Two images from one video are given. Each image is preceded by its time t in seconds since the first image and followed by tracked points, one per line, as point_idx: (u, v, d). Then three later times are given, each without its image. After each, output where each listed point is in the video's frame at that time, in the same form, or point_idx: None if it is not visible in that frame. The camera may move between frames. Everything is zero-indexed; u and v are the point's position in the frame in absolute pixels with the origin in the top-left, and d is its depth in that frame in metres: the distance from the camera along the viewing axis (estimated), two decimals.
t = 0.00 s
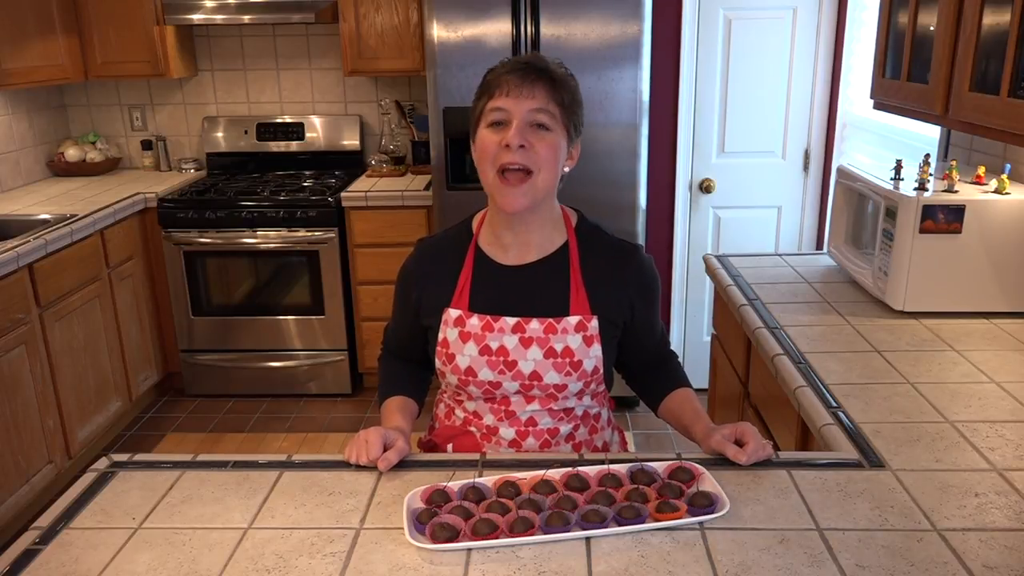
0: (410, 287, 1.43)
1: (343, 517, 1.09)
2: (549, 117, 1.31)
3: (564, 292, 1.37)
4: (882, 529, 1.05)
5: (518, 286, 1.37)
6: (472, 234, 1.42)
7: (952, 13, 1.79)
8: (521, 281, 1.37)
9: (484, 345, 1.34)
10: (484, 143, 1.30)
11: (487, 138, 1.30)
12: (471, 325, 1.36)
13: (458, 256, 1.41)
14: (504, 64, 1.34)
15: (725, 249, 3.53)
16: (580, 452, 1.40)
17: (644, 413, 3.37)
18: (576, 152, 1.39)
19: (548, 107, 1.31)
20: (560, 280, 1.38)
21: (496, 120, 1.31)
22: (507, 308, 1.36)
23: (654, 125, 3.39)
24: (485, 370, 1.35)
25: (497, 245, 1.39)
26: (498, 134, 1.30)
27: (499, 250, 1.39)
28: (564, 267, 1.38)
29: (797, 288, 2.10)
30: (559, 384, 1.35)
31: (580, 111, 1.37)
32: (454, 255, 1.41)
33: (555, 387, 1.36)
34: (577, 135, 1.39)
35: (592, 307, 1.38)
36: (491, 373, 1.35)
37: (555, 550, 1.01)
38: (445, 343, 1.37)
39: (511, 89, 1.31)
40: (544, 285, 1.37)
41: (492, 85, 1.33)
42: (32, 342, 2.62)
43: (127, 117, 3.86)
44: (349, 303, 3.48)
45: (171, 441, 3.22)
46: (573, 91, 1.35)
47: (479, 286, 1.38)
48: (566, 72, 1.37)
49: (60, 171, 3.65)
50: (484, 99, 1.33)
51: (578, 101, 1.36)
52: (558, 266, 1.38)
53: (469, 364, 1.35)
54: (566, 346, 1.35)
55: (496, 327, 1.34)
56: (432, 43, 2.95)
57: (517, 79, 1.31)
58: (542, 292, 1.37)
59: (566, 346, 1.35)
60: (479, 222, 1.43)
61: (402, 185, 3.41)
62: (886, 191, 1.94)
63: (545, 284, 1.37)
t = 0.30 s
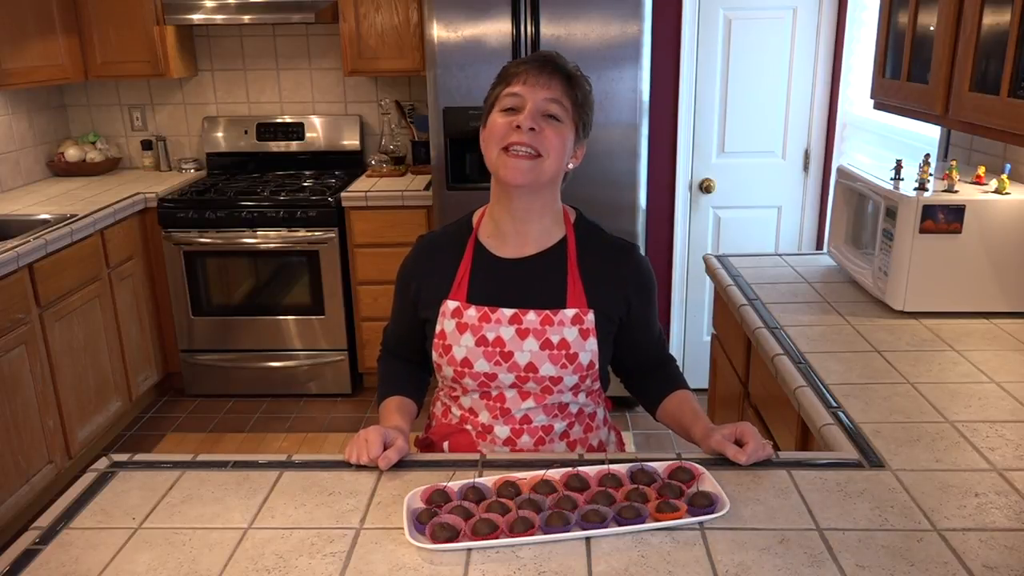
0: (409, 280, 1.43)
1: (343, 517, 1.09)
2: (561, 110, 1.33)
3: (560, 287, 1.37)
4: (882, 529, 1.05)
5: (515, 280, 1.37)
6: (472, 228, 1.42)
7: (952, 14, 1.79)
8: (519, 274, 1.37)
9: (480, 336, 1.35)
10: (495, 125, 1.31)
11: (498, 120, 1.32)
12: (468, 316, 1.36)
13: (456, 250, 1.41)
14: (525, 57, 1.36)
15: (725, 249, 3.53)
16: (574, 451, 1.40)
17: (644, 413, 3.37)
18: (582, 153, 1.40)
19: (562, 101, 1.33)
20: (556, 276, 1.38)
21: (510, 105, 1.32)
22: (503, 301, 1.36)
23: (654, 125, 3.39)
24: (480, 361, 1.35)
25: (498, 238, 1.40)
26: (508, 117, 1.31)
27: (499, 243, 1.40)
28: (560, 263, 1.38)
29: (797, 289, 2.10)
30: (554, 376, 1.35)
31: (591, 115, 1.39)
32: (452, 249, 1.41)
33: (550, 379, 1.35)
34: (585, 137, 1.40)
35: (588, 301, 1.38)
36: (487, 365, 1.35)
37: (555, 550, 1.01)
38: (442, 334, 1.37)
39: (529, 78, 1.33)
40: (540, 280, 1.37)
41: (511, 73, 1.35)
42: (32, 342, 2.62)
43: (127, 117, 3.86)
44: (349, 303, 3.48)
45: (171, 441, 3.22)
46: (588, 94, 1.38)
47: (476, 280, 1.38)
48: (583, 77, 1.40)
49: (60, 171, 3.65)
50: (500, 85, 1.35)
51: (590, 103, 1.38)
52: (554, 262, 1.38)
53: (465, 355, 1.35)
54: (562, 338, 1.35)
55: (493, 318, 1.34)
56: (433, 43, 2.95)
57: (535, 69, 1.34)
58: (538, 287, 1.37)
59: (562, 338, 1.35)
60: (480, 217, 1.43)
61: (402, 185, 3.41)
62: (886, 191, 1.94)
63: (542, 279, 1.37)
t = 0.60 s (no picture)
0: (409, 279, 1.43)
1: (343, 517, 1.09)
2: (545, 119, 1.31)
3: (559, 285, 1.37)
4: (882, 529, 1.05)
5: (514, 279, 1.37)
6: (472, 227, 1.42)
7: (952, 13, 1.79)
8: (519, 272, 1.37)
9: (480, 334, 1.35)
10: (479, 141, 1.32)
11: (483, 135, 1.32)
12: (467, 314, 1.36)
13: (456, 249, 1.41)
14: (512, 63, 1.34)
15: (725, 249, 3.53)
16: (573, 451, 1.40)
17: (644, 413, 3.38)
18: (579, 153, 1.37)
19: (545, 111, 1.31)
20: (555, 274, 1.38)
21: (495, 118, 1.32)
22: (502, 299, 1.36)
23: (654, 125, 3.39)
24: (480, 358, 1.35)
25: (498, 240, 1.39)
26: (492, 133, 1.31)
27: (496, 243, 1.39)
28: (559, 262, 1.38)
29: (797, 288, 2.10)
30: (553, 374, 1.35)
31: (585, 115, 1.36)
32: (452, 247, 1.42)
33: (549, 377, 1.35)
34: (582, 137, 1.38)
35: (587, 299, 1.38)
36: (486, 362, 1.35)
37: (555, 550, 1.02)
38: (441, 332, 1.37)
39: (512, 88, 1.31)
40: (540, 279, 1.37)
41: (498, 81, 1.33)
42: (32, 342, 2.62)
43: (127, 117, 3.86)
44: (349, 303, 3.48)
45: (171, 441, 3.22)
46: (578, 95, 1.34)
47: (476, 278, 1.38)
48: (577, 73, 1.35)
49: (59, 171, 3.65)
50: (488, 95, 1.34)
51: (582, 104, 1.35)
52: (554, 261, 1.38)
53: (465, 353, 1.35)
54: (560, 336, 1.35)
55: (493, 316, 1.35)
56: (432, 43, 2.95)
57: (518, 79, 1.31)
58: (537, 286, 1.37)
59: (561, 336, 1.35)
60: (479, 216, 1.43)
61: (402, 185, 3.41)
62: (886, 191, 1.94)
63: (541, 277, 1.37)
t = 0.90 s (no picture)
0: (409, 279, 1.43)
1: (343, 517, 1.09)
2: (561, 135, 1.30)
3: (560, 287, 1.37)
4: (882, 529, 1.05)
5: (515, 281, 1.37)
6: (472, 228, 1.42)
7: (952, 13, 1.79)
8: (519, 274, 1.37)
9: (479, 336, 1.35)
10: (492, 159, 1.31)
11: (496, 153, 1.30)
12: (467, 316, 1.36)
13: (456, 251, 1.41)
14: (519, 73, 1.28)
15: (725, 249, 3.53)
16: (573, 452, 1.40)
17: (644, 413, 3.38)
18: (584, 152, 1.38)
19: (560, 128, 1.29)
20: (555, 276, 1.38)
21: (508, 136, 1.29)
22: (502, 301, 1.36)
23: (654, 125, 3.39)
24: (479, 361, 1.35)
25: (499, 240, 1.40)
26: (508, 152, 1.29)
27: (500, 247, 1.39)
28: (560, 264, 1.38)
29: (797, 289, 2.10)
30: (553, 377, 1.35)
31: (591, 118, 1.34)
32: (452, 249, 1.41)
33: (549, 380, 1.35)
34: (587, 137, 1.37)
35: (588, 302, 1.38)
36: (486, 365, 1.35)
37: (555, 550, 1.02)
38: (441, 334, 1.37)
39: (526, 106, 1.27)
40: (540, 281, 1.37)
41: (506, 94, 1.28)
42: (32, 342, 2.62)
43: (127, 118, 3.86)
44: (349, 303, 3.48)
45: (171, 441, 3.22)
46: (586, 102, 1.32)
47: (476, 280, 1.38)
48: (581, 77, 1.32)
49: (59, 171, 3.65)
50: (496, 108, 1.29)
51: (589, 110, 1.33)
52: (554, 263, 1.38)
53: (464, 355, 1.35)
54: (561, 339, 1.35)
55: (493, 319, 1.34)
56: (432, 43, 2.95)
57: (530, 96, 1.27)
58: (537, 288, 1.37)
59: (561, 339, 1.35)
60: (481, 218, 1.43)
61: (402, 185, 3.41)
62: (886, 191, 1.94)
63: (541, 279, 1.37)
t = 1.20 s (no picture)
0: (410, 280, 1.43)
1: (343, 517, 1.09)
2: (557, 137, 1.29)
3: (560, 289, 1.37)
4: (882, 529, 1.05)
5: (515, 284, 1.37)
6: (472, 230, 1.42)
7: (952, 13, 1.79)
8: (519, 276, 1.37)
9: (480, 339, 1.35)
10: (489, 161, 1.31)
11: (492, 156, 1.30)
12: (467, 319, 1.36)
13: (457, 252, 1.41)
14: (515, 75, 1.28)
15: (725, 249, 3.53)
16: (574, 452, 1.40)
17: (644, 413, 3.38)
18: (583, 154, 1.37)
19: (557, 130, 1.29)
20: (556, 278, 1.38)
21: (505, 138, 1.30)
22: (503, 304, 1.36)
23: (654, 125, 3.39)
24: (480, 364, 1.35)
25: (498, 242, 1.40)
26: (504, 154, 1.29)
27: (499, 249, 1.39)
28: (561, 265, 1.38)
29: (797, 288, 2.10)
30: (553, 380, 1.35)
31: (589, 120, 1.34)
32: (453, 251, 1.41)
33: (550, 383, 1.35)
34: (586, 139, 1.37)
35: (588, 304, 1.38)
36: (486, 368, 1.35)
37: (555, 550, 1.02)
38: (442, 336, 1.37)
39: (522, 107, 1.27)
40: (541, 283, 1.37)
41: (502, 95, 1.28)
42: (32, 342, 2.62)
43: (127, 117, 3.86)
44: (349, 303, 3.48)
45: (171, 441, 3.22)
46: (585, 104, 1.31)
47: (476, 282, 1.38)
48: (579, 78, 1.32)
49: (59, 171, 3.65)
50: (493, 109, 1.29)
51: (587, 111, 1.32)
52: (554, 265, 1.38)
53: (465, 358, 1.35)
54: (562, 342, 1.35)
55: (493, 322, 1.34)
56: (432, 43, 2.95)
57: (527, 97, 1.27)
58: (537, 290, 1.37)
59: (562, 342, 1.35)
60: (480, 219, 1.43)
61: (402, 185, 3.41)
62: (886, 191, 1.94)
63: (542, 281, 1.37)
